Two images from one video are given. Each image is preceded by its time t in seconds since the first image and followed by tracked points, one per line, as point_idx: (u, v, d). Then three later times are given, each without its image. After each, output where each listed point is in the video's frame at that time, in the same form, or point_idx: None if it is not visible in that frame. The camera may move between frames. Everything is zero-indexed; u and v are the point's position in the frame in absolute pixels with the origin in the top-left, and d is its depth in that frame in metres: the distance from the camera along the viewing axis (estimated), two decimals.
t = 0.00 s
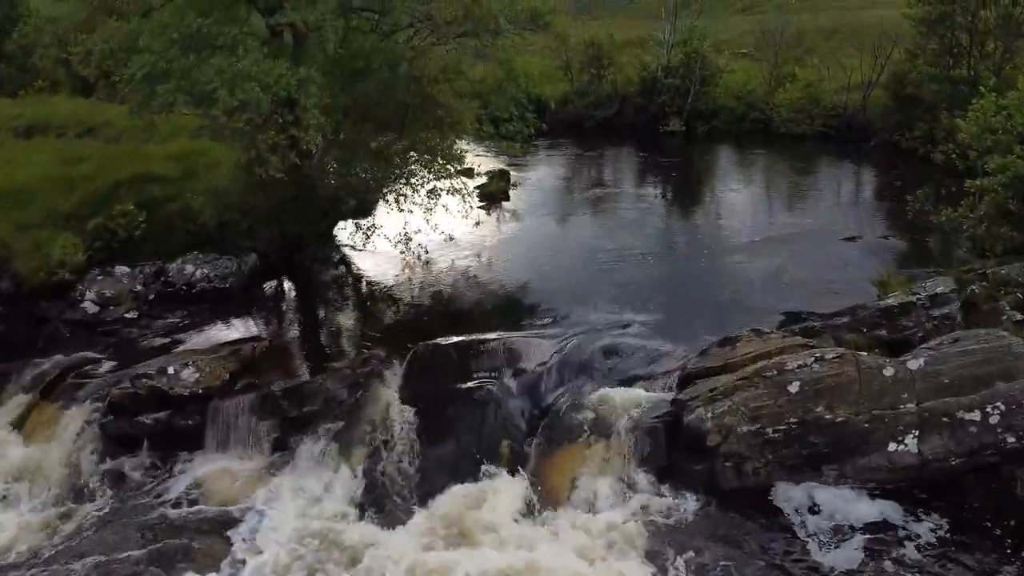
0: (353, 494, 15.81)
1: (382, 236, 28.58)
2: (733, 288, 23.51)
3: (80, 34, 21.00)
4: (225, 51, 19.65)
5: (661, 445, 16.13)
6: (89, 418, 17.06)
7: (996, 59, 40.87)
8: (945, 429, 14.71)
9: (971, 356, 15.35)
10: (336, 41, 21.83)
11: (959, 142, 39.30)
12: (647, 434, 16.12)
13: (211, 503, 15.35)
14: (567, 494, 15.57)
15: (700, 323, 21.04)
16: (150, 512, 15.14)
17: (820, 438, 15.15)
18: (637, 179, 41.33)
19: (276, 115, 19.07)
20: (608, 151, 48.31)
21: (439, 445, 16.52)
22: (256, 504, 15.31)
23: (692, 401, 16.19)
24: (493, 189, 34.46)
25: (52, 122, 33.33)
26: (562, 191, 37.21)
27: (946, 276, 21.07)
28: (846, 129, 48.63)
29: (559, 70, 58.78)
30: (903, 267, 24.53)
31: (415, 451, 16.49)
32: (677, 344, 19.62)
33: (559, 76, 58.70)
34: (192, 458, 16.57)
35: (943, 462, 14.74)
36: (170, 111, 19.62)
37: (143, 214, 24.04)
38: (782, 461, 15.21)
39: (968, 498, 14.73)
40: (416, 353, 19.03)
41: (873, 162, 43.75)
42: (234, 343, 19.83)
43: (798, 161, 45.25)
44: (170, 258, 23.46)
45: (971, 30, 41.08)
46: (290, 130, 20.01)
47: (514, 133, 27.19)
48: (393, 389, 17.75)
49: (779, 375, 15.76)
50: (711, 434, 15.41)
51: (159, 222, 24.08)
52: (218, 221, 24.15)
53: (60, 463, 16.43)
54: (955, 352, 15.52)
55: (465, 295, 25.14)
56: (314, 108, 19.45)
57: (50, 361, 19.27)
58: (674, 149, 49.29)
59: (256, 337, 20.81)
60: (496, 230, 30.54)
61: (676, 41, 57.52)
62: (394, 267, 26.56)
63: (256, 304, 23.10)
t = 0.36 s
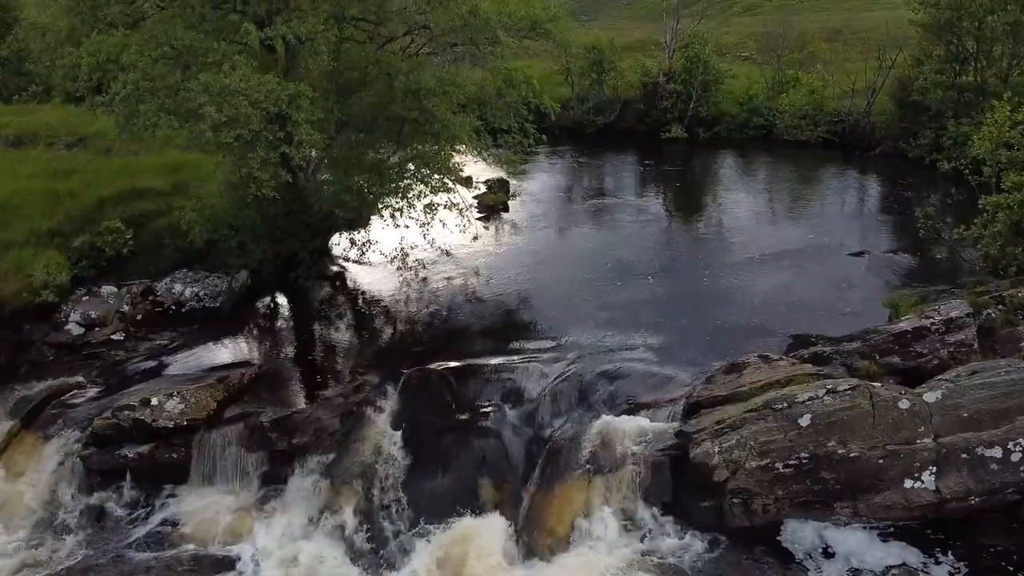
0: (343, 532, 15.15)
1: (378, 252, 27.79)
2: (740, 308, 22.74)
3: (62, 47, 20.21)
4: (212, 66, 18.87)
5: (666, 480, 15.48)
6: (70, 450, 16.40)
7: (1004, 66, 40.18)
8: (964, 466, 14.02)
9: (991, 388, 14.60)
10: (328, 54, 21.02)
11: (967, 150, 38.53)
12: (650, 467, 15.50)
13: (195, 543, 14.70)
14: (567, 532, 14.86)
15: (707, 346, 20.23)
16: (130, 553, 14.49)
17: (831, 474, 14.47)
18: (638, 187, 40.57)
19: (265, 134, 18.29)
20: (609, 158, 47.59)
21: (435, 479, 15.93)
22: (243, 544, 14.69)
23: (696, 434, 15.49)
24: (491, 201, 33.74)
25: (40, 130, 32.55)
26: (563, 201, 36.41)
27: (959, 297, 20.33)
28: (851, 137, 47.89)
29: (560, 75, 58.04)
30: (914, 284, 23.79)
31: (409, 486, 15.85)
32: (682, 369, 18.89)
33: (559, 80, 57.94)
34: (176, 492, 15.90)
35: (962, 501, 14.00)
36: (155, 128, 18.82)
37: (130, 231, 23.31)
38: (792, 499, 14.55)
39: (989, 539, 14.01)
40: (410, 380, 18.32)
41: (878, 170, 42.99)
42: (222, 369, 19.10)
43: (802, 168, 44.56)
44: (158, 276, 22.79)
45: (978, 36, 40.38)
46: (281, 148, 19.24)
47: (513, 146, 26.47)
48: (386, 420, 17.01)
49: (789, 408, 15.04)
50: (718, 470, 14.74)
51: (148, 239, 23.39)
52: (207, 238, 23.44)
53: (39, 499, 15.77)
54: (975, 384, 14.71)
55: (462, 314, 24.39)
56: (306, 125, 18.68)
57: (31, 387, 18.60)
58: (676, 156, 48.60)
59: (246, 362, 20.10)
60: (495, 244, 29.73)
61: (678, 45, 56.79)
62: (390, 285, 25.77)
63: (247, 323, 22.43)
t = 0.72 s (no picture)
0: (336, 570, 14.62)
1: (374, 267, 27.19)
2: (745, 326, 22.16)
3: (45, 63, 19.65)
4: (200, 83, 18.31)
5: (670, 516, 14.92)
6: (52, 483, 15.81)
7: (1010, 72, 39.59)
8: (982, 505, 13.43)
9: (1009, 422, 14.02)
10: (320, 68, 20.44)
11: (973, 159, 37.98)
12: (653, 502, 14.96)
13: None
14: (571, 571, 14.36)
15: (712, 368, 19.66)
16: None
17: (842, 511, 13.87)
18: (639, 196, 39.97)
19: (255, 153, 17.72)
20: (610, 165, 46.95)
21: (429, 512, 15.36)
22: None
23: (701, 467, 14.91)
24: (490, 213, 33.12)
25: (29, 138, 31.83)
26: (563, 211, 35.81)
27: (971, 319, 19.74)
28: (854, 144, 47.39)
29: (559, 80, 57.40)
30: (922, 302, 23.21)
31: (403, 521, 15.27)
32: (686, 394, 18.30)
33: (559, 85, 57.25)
34: (161, 527, 15.32)
35: (979, 541, 13.41)
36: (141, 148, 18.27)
37: (118, 249, 22.71)
38: (801, 537, 13.94)
39: None
40: (406, 408, 17.75)
41: (882, 178, 42.39)
42: (211, 395, 18.54)
43: (805, 176, 43.97)
44: (147, 295, 22.18)
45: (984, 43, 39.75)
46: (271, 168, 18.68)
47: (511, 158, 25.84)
48: (379, 449, 16.46)
49: (798, 442, 14.44)
50: (724, 506, 14.13)
51: (136, 256, 22.78)
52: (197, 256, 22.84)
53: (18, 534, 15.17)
54: (992, 417, 14.16)
55: (460, 332, 23.80)
56: (296, 145, 18.11)
57: (13, 412, 17.98)
58: (678, 163, 47.99)
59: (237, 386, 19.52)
60: (494, 257, 29.15)
61: (679, 49, 56.15)
62: (386, 302, 25.17)
63: (238, 343, 21.83)
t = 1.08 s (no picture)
0: None
1: (369, 281, 26.67)
2: (748, 345, 21.67)
3: (31, 78, 19.18)
4: (187, 101, 17.84)
5: (672, 549, 14.44)
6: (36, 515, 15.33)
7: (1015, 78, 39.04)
8: (997, 541, 12.83)
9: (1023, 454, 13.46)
10: (312, 82, 19.93)
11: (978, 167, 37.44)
12: (654, 536, 14.43)
13: None
14: None
15: (714, 389, 19.17)
16: None
17: (850, 546, 13.27)
18: (639, 204, 39.41)
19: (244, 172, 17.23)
20: (610, 172, 46.40)
21: (424, 544, 14.98)
22: None
23: (704, 499, 14.45)
24: (488, 223, 32.57)
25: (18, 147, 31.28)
26: (562, 220, 35.29)
27: (979, 340, 19.21)
28: (856, 150, 46.70)
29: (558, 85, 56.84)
30: (928, 319, 22.69)
31: (399, 554, 14.91)
32: (688, 418, 17.81)
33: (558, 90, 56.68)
34: (146, 560, 14.79)
35: None
36: (127, 166, 17.79)
37: (106, 266, 22.19)
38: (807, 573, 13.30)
39: None
40: (401, 434, 17.30)
41: (886, 186, 41.86)
42: (200, 419, 18.05)
43: (807, 183, 43.42)
44: (136, 313, 21.69)
45: (989, 48, 39.19)
46: (260, 187, 18.20)
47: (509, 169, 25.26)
48: (372, 478, 16.07)
49: (804, 474, 13.93)
50: (729, 542, 13.67)
51: (125, 273, 22.29)
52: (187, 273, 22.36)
53: None
54: (1006, 449, 13.62)
55: (455, 349, 23.26)
56: (285, 164, 17.62)
57: None
58: (679, 170, 47.44)
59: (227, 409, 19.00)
60: (491, 269, 28.63)
61: (679, 53, 55.56)
62: (381, 318, 24.65)
63: (230, 362, 21.33)
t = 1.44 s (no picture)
0: None
1: (365, 293, 26.27)
2: (751, 361, 21.24)
3: (18, 90, 18.76)
4: (176, 116, 17.44)
5: None
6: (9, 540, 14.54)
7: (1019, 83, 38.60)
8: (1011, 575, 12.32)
9: None
10: (306, 94, 19.50)
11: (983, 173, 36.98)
12: (657, 566, 14.04)
13: None
14: None
15: (718, 409, 18.72)
16: None
17: None
18: (640, 211, 39.00)
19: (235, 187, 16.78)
20: (610, 178, 45.98)
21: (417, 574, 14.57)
22: None
23: (706, 529, 13.92)
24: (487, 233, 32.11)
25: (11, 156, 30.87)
26: (562, 229, 34.87)
27: (988, 358, 18.73)
28: (858, 156, 46.35)
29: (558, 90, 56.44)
30: (934, 335, 22.25)
31: None
32: (691, 441, 17.33)
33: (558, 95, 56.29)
34: None
35: None
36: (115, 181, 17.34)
37: (96, 281, 21.76)
38: None
39: None
40: (395, 457, 16.84)
41: (889, 192, 41.42)
42: (190, 442, 17.63)
43: (809, 190, 42.98)
44: (126, 329, 21.26)
45: (993, 53, 38.78)
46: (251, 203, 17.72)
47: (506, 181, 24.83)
48: (365, 505, 15.60)
49: (810, 503, 13.50)
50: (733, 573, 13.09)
51: (116, 288, 21.86)
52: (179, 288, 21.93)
53: None
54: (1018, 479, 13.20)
55: (452, 365, 22.82)
56: (277, 179, 17.16)
57: None
58: (679, 175, 47.01)
59: (218, 429, 18.54)
60: (490, 281, 28.19)
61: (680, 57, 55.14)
62: (377, 333, 24.17)
63: (222, 380, 20.89)
